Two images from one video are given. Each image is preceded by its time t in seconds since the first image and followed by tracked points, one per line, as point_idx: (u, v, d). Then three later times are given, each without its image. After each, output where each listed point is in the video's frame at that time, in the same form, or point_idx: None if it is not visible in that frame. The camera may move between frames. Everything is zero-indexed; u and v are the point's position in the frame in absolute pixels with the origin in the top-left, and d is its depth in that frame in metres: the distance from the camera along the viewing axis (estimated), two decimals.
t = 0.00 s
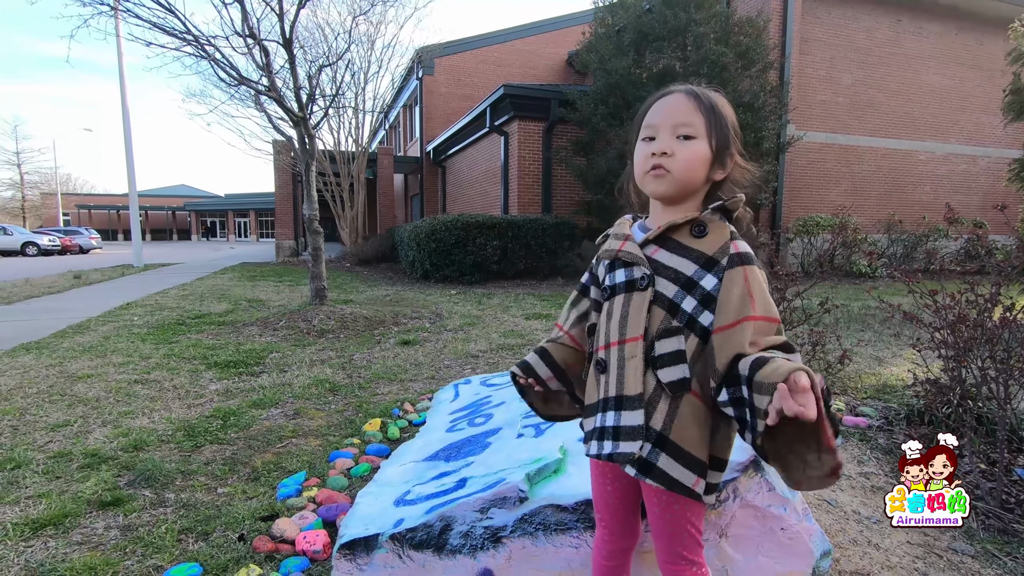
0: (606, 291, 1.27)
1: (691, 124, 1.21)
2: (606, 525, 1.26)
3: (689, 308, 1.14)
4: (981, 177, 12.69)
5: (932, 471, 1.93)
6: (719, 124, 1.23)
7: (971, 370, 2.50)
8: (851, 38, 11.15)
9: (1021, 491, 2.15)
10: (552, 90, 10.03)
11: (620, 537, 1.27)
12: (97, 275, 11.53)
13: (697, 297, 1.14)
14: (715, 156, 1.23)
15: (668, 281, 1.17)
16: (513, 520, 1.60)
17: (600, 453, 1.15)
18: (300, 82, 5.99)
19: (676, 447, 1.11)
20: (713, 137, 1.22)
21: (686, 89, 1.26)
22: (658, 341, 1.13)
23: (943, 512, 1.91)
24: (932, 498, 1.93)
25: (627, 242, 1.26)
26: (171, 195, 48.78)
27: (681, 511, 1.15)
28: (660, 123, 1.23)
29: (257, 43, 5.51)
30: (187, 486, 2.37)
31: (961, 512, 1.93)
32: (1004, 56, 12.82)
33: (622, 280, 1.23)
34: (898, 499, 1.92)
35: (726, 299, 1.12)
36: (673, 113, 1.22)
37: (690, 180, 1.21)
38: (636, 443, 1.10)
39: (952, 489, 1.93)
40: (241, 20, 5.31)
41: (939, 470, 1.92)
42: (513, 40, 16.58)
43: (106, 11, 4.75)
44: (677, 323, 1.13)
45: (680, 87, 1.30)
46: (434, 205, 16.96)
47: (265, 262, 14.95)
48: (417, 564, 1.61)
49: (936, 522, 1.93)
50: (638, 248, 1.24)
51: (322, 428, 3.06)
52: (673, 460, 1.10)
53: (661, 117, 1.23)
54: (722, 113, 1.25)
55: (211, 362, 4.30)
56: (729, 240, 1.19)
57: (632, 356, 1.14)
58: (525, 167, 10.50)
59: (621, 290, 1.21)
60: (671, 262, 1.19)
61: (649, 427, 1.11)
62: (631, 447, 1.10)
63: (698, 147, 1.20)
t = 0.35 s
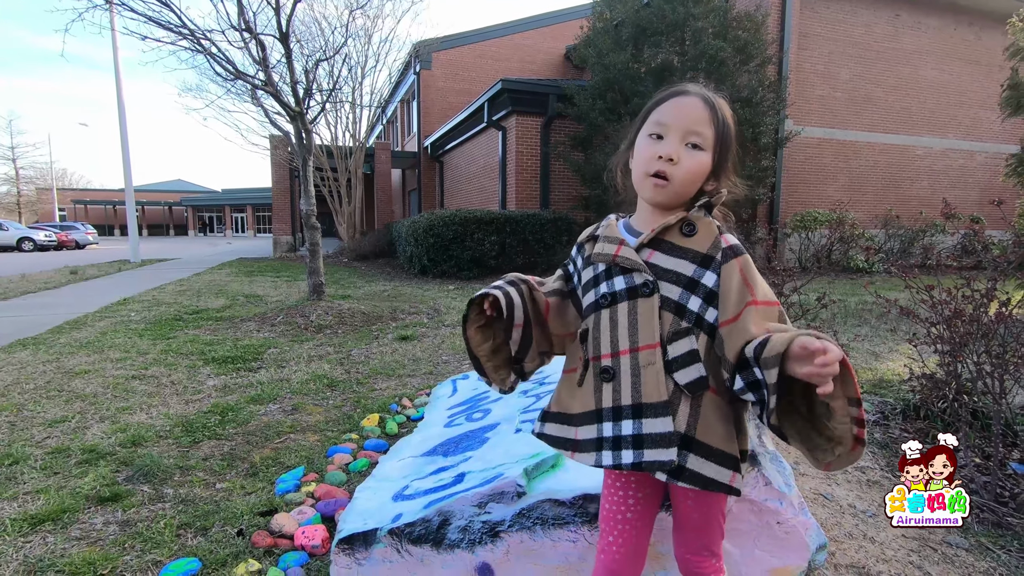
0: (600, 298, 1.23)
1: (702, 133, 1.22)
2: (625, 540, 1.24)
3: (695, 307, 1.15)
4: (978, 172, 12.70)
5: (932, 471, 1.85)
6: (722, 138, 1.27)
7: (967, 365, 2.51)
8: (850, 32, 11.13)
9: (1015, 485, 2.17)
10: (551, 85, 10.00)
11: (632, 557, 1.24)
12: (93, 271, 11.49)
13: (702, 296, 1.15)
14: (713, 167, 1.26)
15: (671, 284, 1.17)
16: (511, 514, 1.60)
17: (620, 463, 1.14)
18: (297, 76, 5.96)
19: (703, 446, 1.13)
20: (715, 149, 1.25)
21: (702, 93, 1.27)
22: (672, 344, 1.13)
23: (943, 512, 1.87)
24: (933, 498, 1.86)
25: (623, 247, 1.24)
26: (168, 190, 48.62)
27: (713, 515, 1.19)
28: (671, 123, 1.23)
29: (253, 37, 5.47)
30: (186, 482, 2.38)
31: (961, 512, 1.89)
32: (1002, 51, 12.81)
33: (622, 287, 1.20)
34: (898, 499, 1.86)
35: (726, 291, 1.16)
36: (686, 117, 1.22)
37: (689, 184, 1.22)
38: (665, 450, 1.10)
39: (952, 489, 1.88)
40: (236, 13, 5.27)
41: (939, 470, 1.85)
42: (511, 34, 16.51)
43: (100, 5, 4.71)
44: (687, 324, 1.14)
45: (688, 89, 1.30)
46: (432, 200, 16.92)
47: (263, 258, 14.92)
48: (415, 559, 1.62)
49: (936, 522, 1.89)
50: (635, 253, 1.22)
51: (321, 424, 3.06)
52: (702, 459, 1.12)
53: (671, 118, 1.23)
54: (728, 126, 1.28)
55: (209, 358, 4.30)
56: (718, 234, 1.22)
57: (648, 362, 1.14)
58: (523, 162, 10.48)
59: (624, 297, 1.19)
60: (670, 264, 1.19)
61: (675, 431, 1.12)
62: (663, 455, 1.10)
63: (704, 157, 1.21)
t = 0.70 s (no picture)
0: (613, 292, 1.24)
1: (697, 107, 1.27)
2: (617, 527, 1.25)
3: (709, 298, 1.15)
4: (972, 169, 12.76)
5: (933, 471, 1.81)
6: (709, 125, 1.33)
7: (959, 360, 2.53)
8: (845, 29, 11.16)
9: (1005, 478, 2.22)
10: (546, 82, 9.99)
11: (624, 543, 1.26)
12: (87, 269, 11.44)
13: (715, 286, 1.16)
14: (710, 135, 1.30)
15: (684, 275, 1.18)
16: (507, 510, 1.61)
17: (636, 456, 1.14)
18: (291, 73, 5.94)
19: (714, 438, 1.12)
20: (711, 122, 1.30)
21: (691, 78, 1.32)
22: (684, 335, 1.14)
23: (943, 512, 1.84)
24: (933, 497, 1.84)
25: (635, 240, 1.25)
26: (162, 188, 48.39)
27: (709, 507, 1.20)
28: (666, 102, 1.27)
29: (247, 34, 5.45)
30: (182, 479, 2.38)
31: (961, 512, 1.86)
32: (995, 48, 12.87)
33: (634, 280, 1.21)
34: (898, 499, 1.83)
35: (736, 280, 1.17)
36: (677, 95, 1.27)
37: (693, 162, 1.25)
38: (679, 443, 1.10)
39: (952, 489, 1.86)
40: (230, 10, 5.25)
41: (940, 470, 1.79)
42: (507, 31, 16.48)
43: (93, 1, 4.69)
44: (701, 314, 1.14)
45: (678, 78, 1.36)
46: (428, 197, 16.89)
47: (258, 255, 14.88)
48: (411, 554, 1.62)
49: (936, 522, 1.86)
50: (646, 245, 1.23)
51: (317, 421, 3.07)
52: (712, 452, 1.11)
53: (666, 97, 1.27)
54: (711, 108, 1.33)
55: (204, 356, 4.29)
56: (729, 223, 1.23)
57: (661, 355, 1.14)
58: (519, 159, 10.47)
59: (636, 290, 1.20)
60: (682, 256, 1.20)
61: (687, 423, 1.12)
62: (677, 447, 1.11)
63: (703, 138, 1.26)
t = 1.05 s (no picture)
0: (622, 299, 1.23)
1: (696, 123, 1.26)
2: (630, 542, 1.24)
3: (720, 299, 1.17)
4: (963, 167, 12.86)
5: (931, 471, 1.90)
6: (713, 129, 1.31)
7: (949, 357, 2.54)
8: (837, 29, 11.22)
9: (994, 473, 2.26)
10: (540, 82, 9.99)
11: (634, 557, 1.25)
12: (79, 271, 11.36)
13: (726, 287, 1.18)
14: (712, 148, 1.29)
15: (694, 278, 1.19)
16: (500, 508, 1.61)
17: (655, 462, 1.13)
18: (284, 73, 5.92)
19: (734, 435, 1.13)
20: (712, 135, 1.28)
21: (688, 90, 1.31)
22: (699, 335, 1.15)
23: (943, 512, 1.88)
24: (932, 497, 1.90)
25: (642, 246, 1.24)
26: (155, 189, 48.12)
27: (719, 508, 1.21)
28: (664, 121, 1.27)
29: (240, 34, 5.43)
30: (175, 481, 2.37)
31: (961, 512, 1.89)
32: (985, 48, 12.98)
33: (643, 285, 1.21)
34: (898, 498, 1.90)
35: (742, 281, 1.18)
36: (676, 111, 1.26)
37: (694, 177, 1.25)
38: (700, 442, 1.10)
39: (952, 489, 1.91)
40: (222, 10, 5.22)
41: (939, 470, 1.89)
42: (500, 30, 16.48)
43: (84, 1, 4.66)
44: (712, 315, 1.16)
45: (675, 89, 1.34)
46: (422, 197, 16.86)
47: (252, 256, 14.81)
48: (405, 554, 1.63)
49: (936, 522, 1.90)
50: (654, 250, 1.23)
51: (311, 421, 3.06)
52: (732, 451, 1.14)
53: (665, 114, 1.27)
54: (718, 115, 1.32)
55: (197, 357, 4.27)
56: (732, 229, 1.25)
57: (675, 356, 1.15)
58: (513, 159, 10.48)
59: (646, 294, 1.20)
60: (690, 259, 1.21)
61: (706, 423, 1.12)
62: (699, 447, 1.10)
63: (703, 146, 1.25)
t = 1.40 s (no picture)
0: (606, 286, 1.23)
1: (679, 132, 1.24)
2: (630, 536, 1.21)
3: (699, 290, 1.20)
4: (955, 166, 12.95)
5: (931, 470, 1.94)
6: (699, 130, 1.28)
7: (941, 355, 2.56)
8: (830, 29, 11.28)
9: (986, 469, 2.28)
10: (534, 82, 10.00)
11: (637, 553, 1.22)
12: (72, 272, 11.28)
13: (706, 279, 1.21)
14: (693, 159, 1.28)
15: (676, 270, 1.21)
16: (497, 508, 1.61)
17: (643, 447, 1.16)
18: (278, 73, 5.90)
19: (718, 419, 1.18)
20: (694, 145, 1.27)
21: (678, 92, 1.29)
22: (685, 325, 1.17)
23: (943, 512, 1.88)
24: (932, 498, 1.90)
25: (628, 234, 1.24)
26: (148, 190, 47.86)
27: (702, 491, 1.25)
28: (647, 125, 1.25)
29: (233, 34, 5.41)
30: (170, 483, 2.36)
31: (961, 512, 1.89)
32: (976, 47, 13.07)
33: (627, 274, 1.21)
34: (898, 499, 1.88)
35: (721, 276, 1.23)
36: (661, 116, 1.25)
37: (672, 183, 1.25)
38: (691, 427, 1.14)
39: (952, 489, 1.91)
40: (215, 10, 5.21)
41: (939, 469, 1.93)
42: (495, 30, 16.48)
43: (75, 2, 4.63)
44: (691, 307, 1.19)
45: (668, 89, 1.32)
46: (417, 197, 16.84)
47: (246, 258, 14.75)
48: (402, 554, 1.63)
49: (935, 522, 1.89)
50: (639, 240, 1.23)
51: (307, 423, 3.06)
52: (719, 432, 1.17)
53: (650, 118, 1.25)
54: (707, 120, 1.29)
55: (192, 359, 4.25)
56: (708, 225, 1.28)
57: (662, 346, 1.16)
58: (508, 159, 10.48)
59: (630, 284, 1.20)
60: (672, 251, 1.23)
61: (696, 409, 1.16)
62: (690, 431, 1.14)
63: (680, 156, 1.24)
